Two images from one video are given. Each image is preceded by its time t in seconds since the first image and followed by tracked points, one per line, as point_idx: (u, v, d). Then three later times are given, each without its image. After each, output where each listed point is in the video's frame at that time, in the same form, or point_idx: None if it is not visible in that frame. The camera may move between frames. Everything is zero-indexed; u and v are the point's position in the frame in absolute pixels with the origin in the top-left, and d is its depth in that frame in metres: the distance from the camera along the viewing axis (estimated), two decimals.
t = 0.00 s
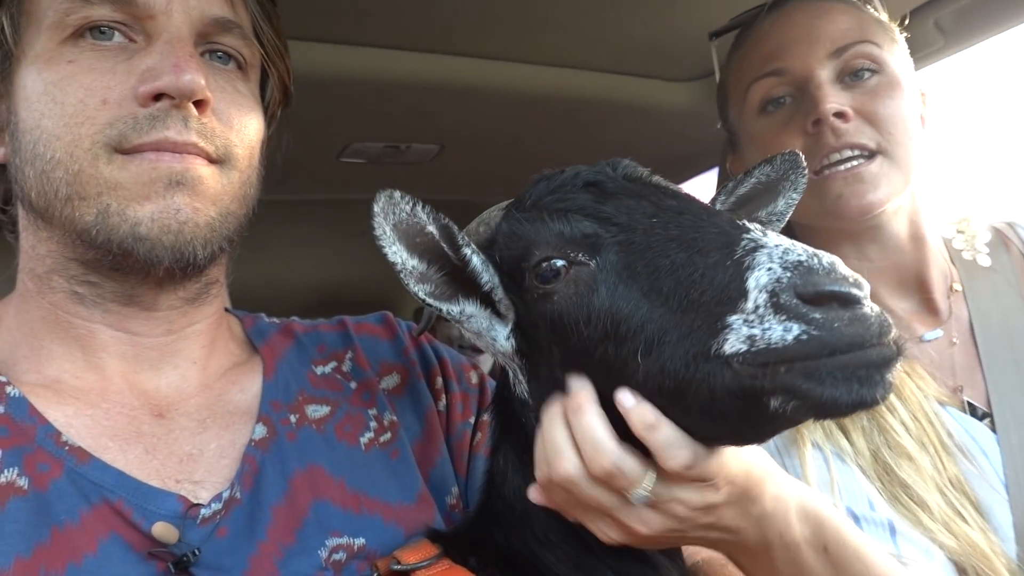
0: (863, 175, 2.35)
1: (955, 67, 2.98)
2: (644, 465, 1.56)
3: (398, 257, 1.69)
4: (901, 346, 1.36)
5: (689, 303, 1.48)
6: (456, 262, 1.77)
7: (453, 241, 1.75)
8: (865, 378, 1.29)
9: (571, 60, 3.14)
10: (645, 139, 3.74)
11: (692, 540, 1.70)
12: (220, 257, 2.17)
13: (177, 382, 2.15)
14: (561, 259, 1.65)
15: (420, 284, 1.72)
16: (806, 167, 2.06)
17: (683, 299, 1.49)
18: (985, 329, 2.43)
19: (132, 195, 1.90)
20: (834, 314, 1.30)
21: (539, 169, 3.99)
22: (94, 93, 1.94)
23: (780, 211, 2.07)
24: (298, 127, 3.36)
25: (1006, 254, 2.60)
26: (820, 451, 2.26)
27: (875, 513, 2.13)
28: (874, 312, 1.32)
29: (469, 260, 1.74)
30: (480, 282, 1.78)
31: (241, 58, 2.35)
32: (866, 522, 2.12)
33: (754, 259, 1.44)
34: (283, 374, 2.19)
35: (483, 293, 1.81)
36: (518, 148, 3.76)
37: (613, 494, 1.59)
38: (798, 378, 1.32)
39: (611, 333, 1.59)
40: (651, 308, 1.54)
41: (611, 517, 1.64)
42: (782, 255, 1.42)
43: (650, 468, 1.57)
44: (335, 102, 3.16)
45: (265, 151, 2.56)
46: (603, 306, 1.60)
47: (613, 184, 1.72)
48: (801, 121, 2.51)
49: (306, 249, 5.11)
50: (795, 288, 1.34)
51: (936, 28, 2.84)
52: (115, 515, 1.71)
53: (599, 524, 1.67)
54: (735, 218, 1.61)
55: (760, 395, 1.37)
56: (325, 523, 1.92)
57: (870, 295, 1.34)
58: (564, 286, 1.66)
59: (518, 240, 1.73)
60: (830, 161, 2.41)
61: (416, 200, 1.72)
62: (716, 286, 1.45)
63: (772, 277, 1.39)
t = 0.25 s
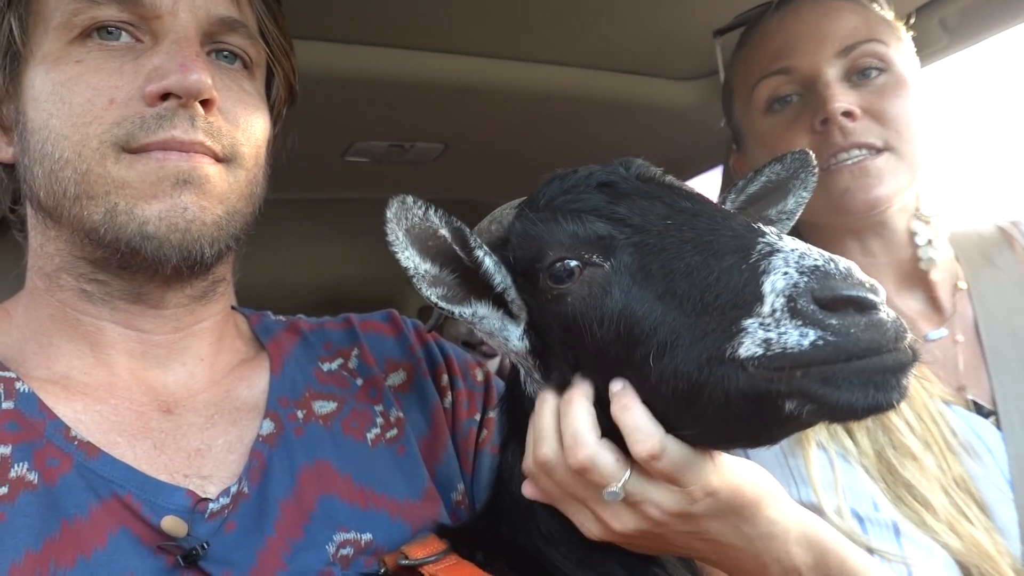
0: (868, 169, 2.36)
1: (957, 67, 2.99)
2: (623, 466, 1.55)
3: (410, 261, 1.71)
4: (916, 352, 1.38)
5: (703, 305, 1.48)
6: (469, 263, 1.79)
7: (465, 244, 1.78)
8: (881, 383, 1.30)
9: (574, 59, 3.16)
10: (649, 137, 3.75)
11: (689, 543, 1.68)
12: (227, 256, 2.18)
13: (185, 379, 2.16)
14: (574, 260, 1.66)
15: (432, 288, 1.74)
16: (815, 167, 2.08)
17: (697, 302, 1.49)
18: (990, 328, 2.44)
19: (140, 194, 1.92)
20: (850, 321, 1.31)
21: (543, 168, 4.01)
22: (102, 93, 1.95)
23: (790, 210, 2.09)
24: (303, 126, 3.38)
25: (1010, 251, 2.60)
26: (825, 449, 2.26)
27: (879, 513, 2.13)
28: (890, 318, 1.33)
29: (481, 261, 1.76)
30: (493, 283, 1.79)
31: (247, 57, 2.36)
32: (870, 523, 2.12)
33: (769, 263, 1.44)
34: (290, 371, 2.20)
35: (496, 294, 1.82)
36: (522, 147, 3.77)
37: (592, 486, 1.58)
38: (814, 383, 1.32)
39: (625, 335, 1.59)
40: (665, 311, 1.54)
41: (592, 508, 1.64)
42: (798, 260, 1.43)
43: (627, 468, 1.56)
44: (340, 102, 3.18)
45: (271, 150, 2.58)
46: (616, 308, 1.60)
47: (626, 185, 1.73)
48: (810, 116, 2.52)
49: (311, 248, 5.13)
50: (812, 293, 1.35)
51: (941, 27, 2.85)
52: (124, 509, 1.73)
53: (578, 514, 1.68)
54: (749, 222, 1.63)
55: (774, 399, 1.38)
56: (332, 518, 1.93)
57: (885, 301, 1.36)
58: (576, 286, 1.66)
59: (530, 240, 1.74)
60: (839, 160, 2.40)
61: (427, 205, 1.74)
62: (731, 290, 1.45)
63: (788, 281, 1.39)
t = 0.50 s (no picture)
0: (867, 163, 2.35)
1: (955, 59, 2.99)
2: (622, 444, 1.56)
3: (409, 250, 1.66)
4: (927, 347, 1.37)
5: (710, 299, 1.49)
6: (467, 254, 1.76)
7: (465, 233, 1.74)
8: (891, 378, 1.30)
9: (571, 56, 3.15)
10: (647, 134, 3.75)
11: (686, 536, 1.69)
12: (224, 254, 2.17)
13: (183, 377, 2.15)
14: (576, 253, 1.65)
15: (433, 278, 1.69)
16: (817, 157, 2.07)
17: (704, 296, 1.49)
18: (990, 320, 2.43)
19: (137, 192, 1.91)
20: (859, 316, 1.31)
21: (541, 165, 4.00)
22: (97, 90, 1.94)
23: (792, 201, 2.10)
24: (300, 125, 3.37)
25: (1010, 244, 2.60)
26: (825, 444, 2.26)
27: (879, 508, 2.13)
28: (900, 313, 1.33)
29: (480, 252, 1.73)
30: (492, 274, 1.76)
31: (243, 54, 2.35)
32: (870, 518, 2.12)
33: (777, 256, 1.44)
34: (289, 369, 2.18)
35: (493, 286, 1.79)
36: (520, 145, 3.77)
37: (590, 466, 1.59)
38: (821, 379, 1.33)
39: (633, 329, 1.58)
40: (672, 304, 1.54)
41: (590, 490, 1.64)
42: (807, 253, 1.41)
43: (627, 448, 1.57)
44: (338, 100, 3.17)
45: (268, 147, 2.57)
46: (620, 301, 1.59)
47: (628, 176, 1.71)
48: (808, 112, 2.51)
49: (309, 248, 5.12)
50: (823, 287, 1.34)
51: (938, 20, 2.84)
52: (122, 509, 1.71)
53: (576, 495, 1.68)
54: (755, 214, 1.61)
55: (782, 393, 1.39)
56: (332, 516, 1.92)
57: (895, 295, 1.36)
58: (580, 280, 1.64)
59: (533, 233, 1.73)
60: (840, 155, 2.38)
61: (427, 193, 1.69)
62: (737, 283, 1.45)
63: (796, 275, 1.39)
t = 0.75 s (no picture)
0: (869, 165, 2.37)
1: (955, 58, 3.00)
2: (613, 457, 1.54)
3: (425, 255, 1.72)
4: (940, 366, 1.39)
5: (724, 311, 1.48)
6: (482, 259, 1.81)
7: (480, 240, 1.79)
8: (905, 397, 1.32)
9: (572, 55, 3.15)
10: (648, 133, 3.75)
11: (678, 539, 1.68)
12: (227, 254, 2.19)
13: (187, 378, 2.17)
14: (591, 259, 1.66)
15: (448, 284, 1.75)
16: (828, 165, 2.10)
17: (718, 307, 1.49)
18: (990, 320, 2.44)
19: (141, 192, 1.92)
20: (875, 334, 1.32)
21: (542, 163, 4.01)
22: (101, 92, 1.95)
23: (802, 207, 2.12)
24: (302, 124, 3.38)
25: (1010, 244, 2.61)
26: (825, 443, 2.28)
27: (879, 507, 2.15)
28: (915, 331, 1.35)
29: (495, 257, 1.78)
30: (506, 279, 1.80)
31: (247, 55, 2.36)
32: (869, 518, 2.14)
33: (794, 272, 1.45)
34: (292, 370, 2.20)
35: (508, 291, 1.83)
36: (521, 143, 3.77)
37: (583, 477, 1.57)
38: (836, 395, 1.33)
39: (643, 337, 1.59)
40: (685, 314, 1.54)
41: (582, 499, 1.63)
42: (823, 269, 1.43)
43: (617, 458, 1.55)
44: (340, 99, 3.18)
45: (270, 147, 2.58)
46: (633, 309, 1.60)
47: (644, 185, 1.72)
48: (809, 114, 2.52)
49: (311, 246, 5.13)
50: (837, 305, 1.35)
51: (938, 19, 2.84)
52: (127, 510, 1.73)
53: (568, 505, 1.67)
54: (770, 226, 1.62)
55: (796, 408, 1.39)
56: (335, 517, 1.93)
57: (910, 313, 1.38)
58: (592, 284, 1.66)
59: (546, 239, 1.75)
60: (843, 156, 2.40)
61: (444, 201, 1.75)
62: (753, 297, 1.45)
63: (813, 291, 1.39)
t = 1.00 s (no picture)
0: (868, 163, 2.36)
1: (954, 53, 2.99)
2: (610, 441, 1.57)
3: (407, 253, 1.71)
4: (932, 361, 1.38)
5: (716, 305, 1.48)
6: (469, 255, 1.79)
7: (466, 236, 1.78)
8: (894, 391, 1.31)
9: (570, 52, 3.14)
10: (647, 130, 3.74)
11: (671, 539, 1.68)
12: (224, 251, 2.17)
13: (183, 377, 2.16)
14: (584, 255, 1.66)
15: (433, 281, 1.73)
16: (825, 162, 2.08)
17: (710, 302, 1.49)
18: (990, 318, 2.43)
19: (136, 187, 1.91)
20: (865, 327, 1.32)
21: (541, 161, 4.00)
22: (96, 87, 1.94)
23: (799, 204, 2.11)
24: (299, 122, 3.36)
25: (1010, 241, 2.60)
26: (826, 441, 2.26)
27: (879, 505, 2.14)
28: (905, 325, 1.34)
29: (482, 253, 1.77)
30: (494, 275, 1.79)
31: (242, 50, 2.35)
32: (870, 516, 2.13)
33: (785, 267, 1.44)
34: (289, 369, 2.18)
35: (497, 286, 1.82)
36: (520, 141, 3.76)
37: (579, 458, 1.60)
38: (826, 388, 1.33)
39: (636, 332, 1.58)
40: (678, 309, 1.53)
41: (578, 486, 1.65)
42: (814, 264, 1.42)
43: (613, 443, 1.57)
44: (338, 97, 3.16)
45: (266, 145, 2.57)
46: (626, 304, 1.59)
47: (638, 180, 1.71)
48: (807, 113, 2.51)
49: (310, 245, 5.11)
50: (827, 299, 1.35)
51: (937, 17, 2.84)
52: (123, 510, 1.72)
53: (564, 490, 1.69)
54: (763, 221, 1.61)
55: (787, 402, 1.39)
56: (333, 516, 1.92)
57: (899, 307, 1.37)
58: (584, 279, 1.66)
59: (538, 235, 1.74)
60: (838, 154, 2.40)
61: (427, 198, 1.74)
62: (745, 291, 1.45)
63: (803, 285, 1.39)
